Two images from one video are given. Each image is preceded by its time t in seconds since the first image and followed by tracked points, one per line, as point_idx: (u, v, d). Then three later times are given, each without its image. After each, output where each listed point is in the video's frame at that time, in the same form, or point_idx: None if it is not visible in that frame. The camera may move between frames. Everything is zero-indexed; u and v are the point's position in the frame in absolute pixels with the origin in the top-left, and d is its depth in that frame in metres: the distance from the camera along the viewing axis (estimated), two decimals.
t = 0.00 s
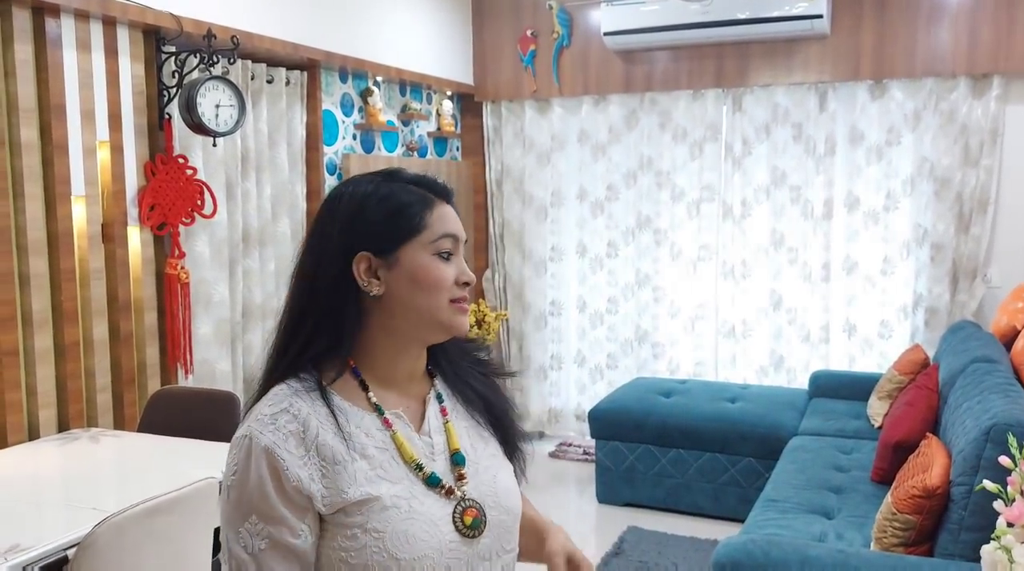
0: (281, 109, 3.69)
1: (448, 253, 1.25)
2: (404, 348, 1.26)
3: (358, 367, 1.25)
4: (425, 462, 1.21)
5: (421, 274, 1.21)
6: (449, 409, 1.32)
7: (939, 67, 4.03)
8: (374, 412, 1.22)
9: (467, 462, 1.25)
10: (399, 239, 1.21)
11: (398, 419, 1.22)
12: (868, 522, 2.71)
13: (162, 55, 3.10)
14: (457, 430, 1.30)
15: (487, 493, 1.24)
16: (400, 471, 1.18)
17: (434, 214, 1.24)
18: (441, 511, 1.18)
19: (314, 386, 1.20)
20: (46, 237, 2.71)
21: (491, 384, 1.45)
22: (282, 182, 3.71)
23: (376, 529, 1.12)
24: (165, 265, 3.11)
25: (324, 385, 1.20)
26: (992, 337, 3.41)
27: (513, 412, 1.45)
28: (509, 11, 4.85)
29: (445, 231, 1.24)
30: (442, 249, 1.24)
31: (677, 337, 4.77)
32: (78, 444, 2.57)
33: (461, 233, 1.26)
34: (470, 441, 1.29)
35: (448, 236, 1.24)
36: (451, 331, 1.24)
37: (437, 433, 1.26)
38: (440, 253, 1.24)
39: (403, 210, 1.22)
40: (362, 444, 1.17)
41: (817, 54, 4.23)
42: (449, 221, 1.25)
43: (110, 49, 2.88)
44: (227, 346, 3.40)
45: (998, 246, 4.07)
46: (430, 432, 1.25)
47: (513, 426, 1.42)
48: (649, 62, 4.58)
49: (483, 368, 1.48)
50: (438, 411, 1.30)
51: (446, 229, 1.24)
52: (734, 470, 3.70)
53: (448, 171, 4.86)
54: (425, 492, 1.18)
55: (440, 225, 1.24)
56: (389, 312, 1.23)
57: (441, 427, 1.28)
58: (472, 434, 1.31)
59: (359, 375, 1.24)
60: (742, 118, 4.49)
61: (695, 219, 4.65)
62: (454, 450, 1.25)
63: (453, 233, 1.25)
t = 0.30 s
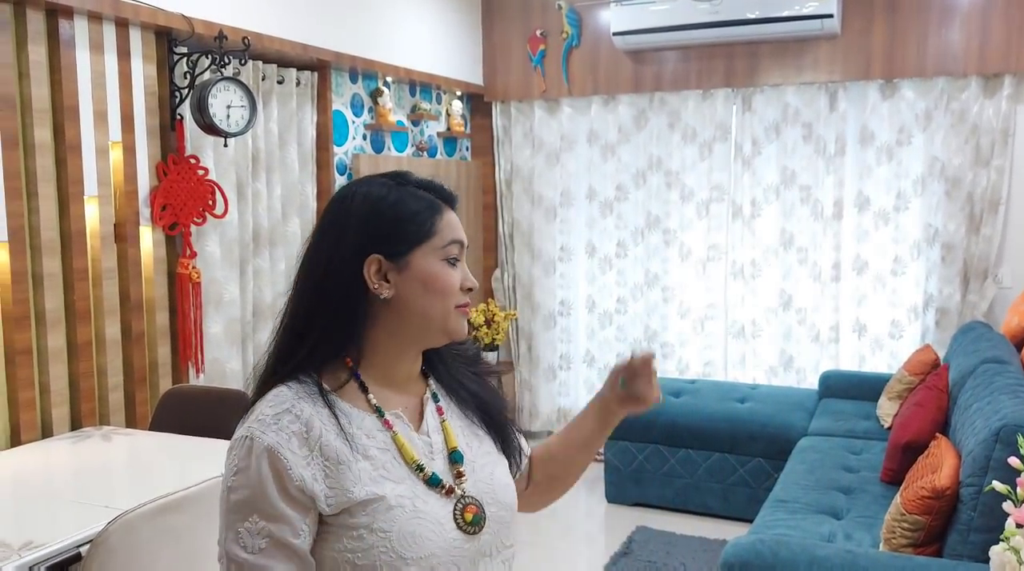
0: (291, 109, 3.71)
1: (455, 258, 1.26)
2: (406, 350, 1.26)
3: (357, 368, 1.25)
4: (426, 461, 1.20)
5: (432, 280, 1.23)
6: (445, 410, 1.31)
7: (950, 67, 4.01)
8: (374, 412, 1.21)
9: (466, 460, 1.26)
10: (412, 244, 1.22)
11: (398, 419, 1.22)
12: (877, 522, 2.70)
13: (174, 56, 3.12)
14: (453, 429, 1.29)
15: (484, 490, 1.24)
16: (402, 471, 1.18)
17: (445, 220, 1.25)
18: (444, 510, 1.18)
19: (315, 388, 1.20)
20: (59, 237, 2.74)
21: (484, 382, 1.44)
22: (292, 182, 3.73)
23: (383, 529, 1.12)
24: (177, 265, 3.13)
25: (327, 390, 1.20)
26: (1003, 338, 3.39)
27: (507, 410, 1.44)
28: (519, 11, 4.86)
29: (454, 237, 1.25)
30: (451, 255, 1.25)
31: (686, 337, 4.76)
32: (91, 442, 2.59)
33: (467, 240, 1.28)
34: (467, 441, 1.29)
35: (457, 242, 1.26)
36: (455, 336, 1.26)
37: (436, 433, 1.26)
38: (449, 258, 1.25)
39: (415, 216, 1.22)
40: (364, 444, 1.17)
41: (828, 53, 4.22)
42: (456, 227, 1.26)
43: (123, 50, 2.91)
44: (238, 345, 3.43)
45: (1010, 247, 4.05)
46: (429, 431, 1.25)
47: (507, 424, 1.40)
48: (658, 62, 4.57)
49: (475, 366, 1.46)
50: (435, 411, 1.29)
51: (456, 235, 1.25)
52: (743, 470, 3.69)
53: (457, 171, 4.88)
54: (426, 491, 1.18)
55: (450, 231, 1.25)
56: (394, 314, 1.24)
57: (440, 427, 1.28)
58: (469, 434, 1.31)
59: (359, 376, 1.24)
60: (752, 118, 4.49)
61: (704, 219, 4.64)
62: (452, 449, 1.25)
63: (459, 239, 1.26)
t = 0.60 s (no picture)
0: (296, 110, 3.72)
1: (427, 259, 1.23)
2: (392, 354, 1.25)
3: (347, 370, 1.26)
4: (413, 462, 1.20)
5: (397, 282, 1.21)
6: (439, 413, 1.31)
7: (955, 67, 4.01)
8: (360, 413, 1.22)
9: (457, 463, 1.25)
10: (377, 244, 1.22)
11: (385, 419, 1.22)
12: (880, 523, 2.70)
13: (180, 56, 3.13)
14: (447, 432, 1.29)
15: (474, 493, 1.23)
16: (385, 471, 1.17)
17: (413, 220, 1.23)
18: (427, 511, 1.17)
19: (302, 389, 1.20)
20: (65, 237, 2.75)
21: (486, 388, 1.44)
22: (297, 182, 3.74)
23: (360, 529, 1.12)
24: (182, 265, 3.15)
25: (314, 390, 1.21)
26: (1007, 339, 3.39)
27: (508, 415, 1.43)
28: (523, 11, 4.86)
29: (423, 236, 1.23)
30: (419, 256, 1.23)
31: (690, 337, 4.76)
32: (96, 442, 2.60)
33: (442, 240, 1.25)
34: (460, 443, 1.29)
35: (427, 242, 1.23)
36: (428, 339, 1.23)
37: (427, 435, 1.26)
38: (418, 260, 1.23)
39: (380, 216, 1.22)
40: (346, 445, 1.17)
41: (833, 53, 4.21)
42: (427, 227, 1.24)
43: (129, 51, 2.92)
44: (242, 345, 3.44)
45: (1015, 247, 4.04)
46: (419, 433, 1.25)
47: (508, 430, 1.40)
48: (663, 63, 4.57)
49: (479, 373, 1.46)
50: (427, 414, 1.29)
51: (425, 236, 1.23)
52: (746, 471, 3.70)
53: (462, 171, 4.88)
54: (411, 492, 1.18)
55: (418, 231, 1.23)
56: (370, 317, 1.23)
57: (431, 430, 1.27)
58: (463, 438, 1.30)
59: (348, 378, 1.25)
60: (756, 118, 4.48)
61: (708, 219, 4.64)
62: (442, 452, 1.24)
63: (431, 239, 1.23)
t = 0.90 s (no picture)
0: (299, 109, 3.73)
1: (411, 259, 1.22)
2: (386, 351, 1.25)
3: (350, 364, 1.26)
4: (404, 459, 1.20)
5: (377, 281, 1.21)
6: (440, 413, 1.29)
7: (957, 67, 4.01)
8: (358, 406, 1.22)
9: (450, 466, 1.23)
10: (363, 240, 1.22)
11: (383, 414, 1.22)
12: (883, 522, 2.70)
13: (183, 56, 3.13)
14: (445, 433, 1.27)
15: (466, 497, 1.20)
16: (372, 466, 1.17)
17: (397, 219, 1.22)
18: (410, 510, 1.16)
19: (304, 378, 1.23)
20: (69, 236, 2.76)
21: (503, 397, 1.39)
22: (300, 181, 3.74)
23: (335, 521, 1.13)
24: (185, 264, 3.15)
25: (314, 380, 1.23)
26: (1009, 338, 3.39)
27: (522, 426, 1.37)
28: (525, 11, 4.86)
29: (405, 236, 1.21)
30: (400, 255, 1.21)
31: (692, 337, 4.76)
32: (100, 440, 2.61)
33: (427, 239, 1.22)
34: (459, 444, 1.26)
35: (409, 242, 1.21)
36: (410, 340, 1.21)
37: (423, 433, 1.25)
38: (402, 259, 1.22)
39: (368, 214, 1.23)
40: (336, 436, 1.18)
41: (835, 53, 4.21)
42: (412, 226, 1.22)
43: (132, 50, 2.93)
44: (245, 344, 3.44)
45: (1017, 247, 4.03)
46: (414, 432, 1.24)
47: (522, 440, 1.33)
48: (665, 62, 4.57)
49: (499, 382, 1.41)
50: (428, 413, 1.28)
51: (407, 235, 1.22)
52: (749, 470, 3.70)
53: (464, 170, 4.88)
54: (396, 490, 1.17)
55: (401, 230, 1.22)
56: (360, 314, 1.23)
57: (429, 429, 1.26)
58: (464, 441, 1.27)
59: (350, 371, 1.26)
60: (758, 117, 4.48)
61: (711, 218, 4.64)
62: (436, 453, 1.23)
63: (414, 239, 1.21)
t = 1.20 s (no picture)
0: (303, 108, 3.73)
1: (415, 255, 1.23)
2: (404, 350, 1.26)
3: (376, 363, 1.29)
4: (416, 462, 1.19)
5: (382, 278, 1.23)
6: (462, 418, 1.27)
7: (961, 67, 4.00)
8: (380, 405, 1.24)
9: (463, 473, 1.20)
10: (373, 239, 1.25)
11: (402, 414, 1.23)
12: (887, 522, 2.70)
13: (187, 55, 3.14)
14: (463, 439, 1.24)
15: (475, 507, 1.17)
16: (383, 467, 1.18)
17: (400, 217, 1.25)
18: (416, 515, 1.15)
19: (332, 376, 1.28)
20: (74, 235, 2.76)
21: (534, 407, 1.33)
22: (303, 181, 3.75)
23: (340, 518, 1.15)
24: (190, 263, 3.15)
25: (341, 376, 1.27)
26: (1014, 338, 3.38)
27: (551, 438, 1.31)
28: (528, 11, 4.87)
29: (409, 232, 1.23)
30: (405, 252, 1.23)
31: (697, 337, 4.76)
32: (105, 439, 2.61)
33: (429, 235, 1.23)
34: (477, 452, 1.23)
35: (411, 237, 1.23)
36: (418, 336, 1.22)
37: (440, 438, 1.23)
38: (407, 256, 1.23)
39: (378, 212, 1.26)
40: (351, 434, 1.20)
41: (839, 51, 4.21)
42: (418, 222, 1.24)
43: (137, 49, 2.93)
44: (250, 343, 3.45)
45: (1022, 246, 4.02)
46: (431, 436, 1.23)
47: (548, 453, 1.28)
48: (669, 61, 4.57)
49: (532, 391, 1.36)
50: (449, 417, 1.26)
51: (408, 231, 1.23)
52: (753, 469, 3.69)
53: (468, 170, 4.89)
54: (404, 494, 1.17)
55: (403, 227, 1.24)
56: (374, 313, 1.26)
57: (447, 434, 1.24)
58: (482, 450, 1.24)
59: (375, 370, 1.28)
60: (762, 117, 4.48)
61: (715, 218, 4.64)
62: (450, 459, 1.21)
63: (418, 234, 1.23)
